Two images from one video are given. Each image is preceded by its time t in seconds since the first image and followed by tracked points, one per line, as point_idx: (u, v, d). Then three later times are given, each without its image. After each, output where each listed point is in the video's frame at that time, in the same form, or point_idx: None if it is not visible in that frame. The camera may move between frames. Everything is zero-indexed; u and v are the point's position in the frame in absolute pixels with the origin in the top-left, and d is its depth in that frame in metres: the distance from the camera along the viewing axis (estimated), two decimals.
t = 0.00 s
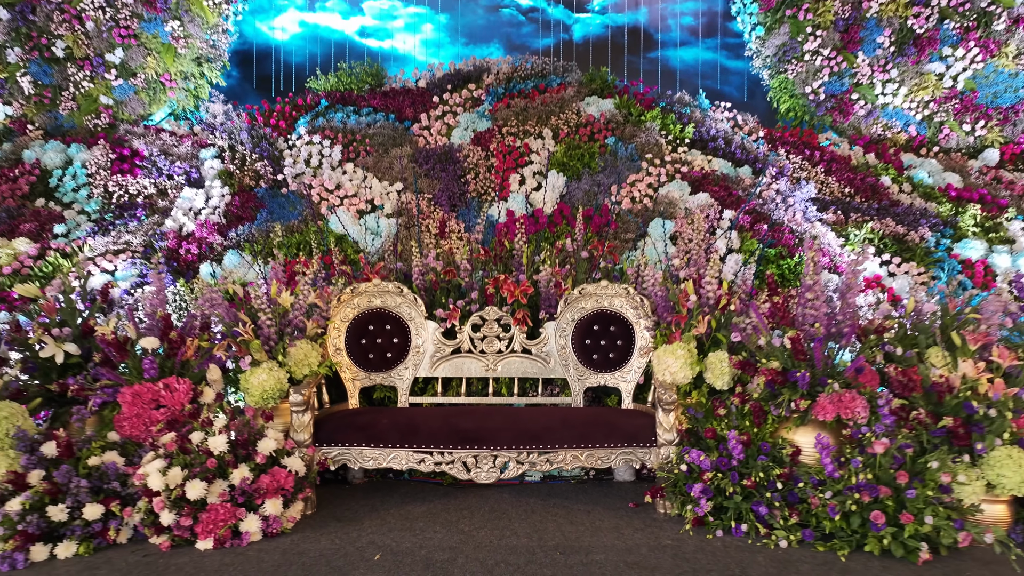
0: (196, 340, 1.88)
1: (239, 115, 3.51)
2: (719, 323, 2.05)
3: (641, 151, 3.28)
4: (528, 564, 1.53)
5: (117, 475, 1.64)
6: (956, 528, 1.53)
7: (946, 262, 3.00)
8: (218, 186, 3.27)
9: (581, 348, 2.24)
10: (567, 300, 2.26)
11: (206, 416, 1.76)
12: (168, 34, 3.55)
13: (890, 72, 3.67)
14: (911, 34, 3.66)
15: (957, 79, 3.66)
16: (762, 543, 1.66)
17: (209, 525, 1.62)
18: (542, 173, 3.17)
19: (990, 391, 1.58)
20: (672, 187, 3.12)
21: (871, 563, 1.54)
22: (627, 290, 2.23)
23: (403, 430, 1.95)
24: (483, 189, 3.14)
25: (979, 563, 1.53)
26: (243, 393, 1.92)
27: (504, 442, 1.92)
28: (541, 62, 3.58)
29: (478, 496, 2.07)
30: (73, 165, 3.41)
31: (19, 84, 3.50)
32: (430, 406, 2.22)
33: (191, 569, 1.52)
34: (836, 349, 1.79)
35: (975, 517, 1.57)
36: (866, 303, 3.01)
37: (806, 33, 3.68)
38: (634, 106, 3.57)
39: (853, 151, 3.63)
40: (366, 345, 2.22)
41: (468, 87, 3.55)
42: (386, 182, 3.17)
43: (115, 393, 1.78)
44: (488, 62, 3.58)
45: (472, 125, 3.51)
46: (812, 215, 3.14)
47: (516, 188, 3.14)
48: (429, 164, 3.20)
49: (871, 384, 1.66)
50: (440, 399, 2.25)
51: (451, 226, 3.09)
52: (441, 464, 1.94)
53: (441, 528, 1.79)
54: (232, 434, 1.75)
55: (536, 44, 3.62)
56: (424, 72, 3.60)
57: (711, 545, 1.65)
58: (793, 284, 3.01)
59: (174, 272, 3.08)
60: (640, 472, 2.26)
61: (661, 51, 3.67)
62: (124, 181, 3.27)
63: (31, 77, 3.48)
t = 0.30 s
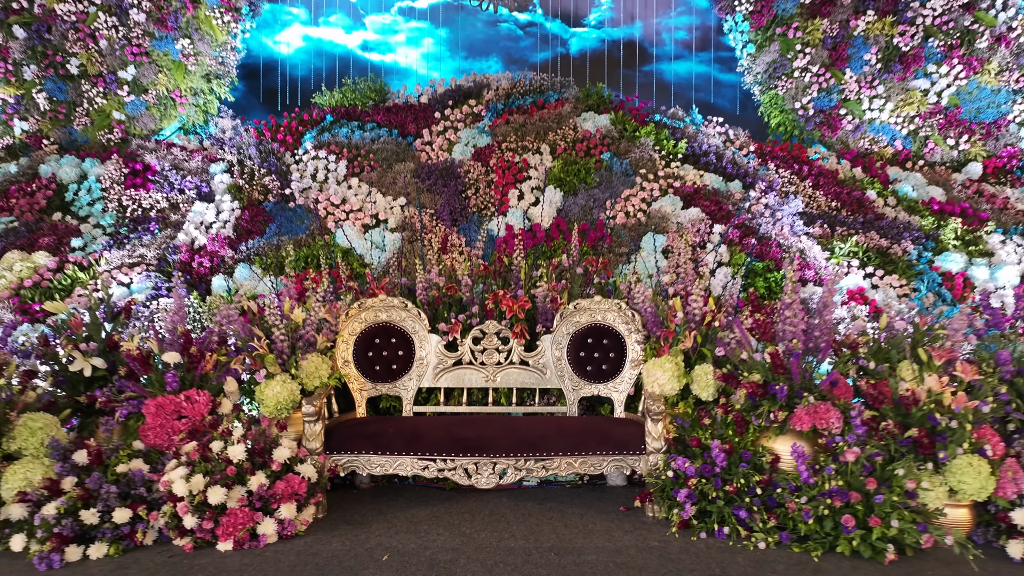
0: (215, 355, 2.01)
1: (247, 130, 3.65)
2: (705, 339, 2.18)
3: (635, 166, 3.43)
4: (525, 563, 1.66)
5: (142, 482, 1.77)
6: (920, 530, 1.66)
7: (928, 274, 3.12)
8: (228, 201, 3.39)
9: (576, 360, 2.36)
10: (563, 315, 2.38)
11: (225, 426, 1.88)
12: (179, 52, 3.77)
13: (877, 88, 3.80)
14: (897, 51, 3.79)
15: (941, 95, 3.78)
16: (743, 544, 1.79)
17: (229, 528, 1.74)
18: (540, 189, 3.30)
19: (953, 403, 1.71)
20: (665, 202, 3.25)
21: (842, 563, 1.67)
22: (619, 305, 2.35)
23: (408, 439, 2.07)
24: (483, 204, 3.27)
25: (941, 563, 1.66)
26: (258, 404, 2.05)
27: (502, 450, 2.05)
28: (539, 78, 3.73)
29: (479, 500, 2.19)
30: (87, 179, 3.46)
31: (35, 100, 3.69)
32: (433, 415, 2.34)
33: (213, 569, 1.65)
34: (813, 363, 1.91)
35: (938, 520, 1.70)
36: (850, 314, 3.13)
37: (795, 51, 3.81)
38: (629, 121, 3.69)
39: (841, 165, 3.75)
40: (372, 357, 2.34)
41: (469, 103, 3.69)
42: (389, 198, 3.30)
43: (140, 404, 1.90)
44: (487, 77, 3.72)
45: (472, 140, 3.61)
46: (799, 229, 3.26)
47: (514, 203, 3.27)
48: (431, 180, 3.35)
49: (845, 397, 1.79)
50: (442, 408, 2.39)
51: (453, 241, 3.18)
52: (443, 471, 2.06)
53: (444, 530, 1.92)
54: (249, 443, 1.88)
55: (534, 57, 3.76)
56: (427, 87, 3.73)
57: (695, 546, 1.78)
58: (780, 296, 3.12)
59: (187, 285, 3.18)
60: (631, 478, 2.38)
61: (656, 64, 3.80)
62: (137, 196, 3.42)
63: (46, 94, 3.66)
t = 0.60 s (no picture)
0: (231, 367, 2.13)
1: (255, 145, 3.79)
2: (690, 352, 2.31)
3: (629, 181, 3.58)
4: (521, 563, 1.79)
5: (165, 487, 1.90)
6: (886, 532, 1.79)
7: (909, 286, 3.25)
8: (237, 214, 3.52)
9: (570, 370, 2.49)
10: (557, 328, 2.53)
11: (242, 435, 2.01)
12: (189, 69, 3.91)
13: (864, 103, 3.93)
14: (883, 68, 3.93)
15: (926, 110, 3.91)
16: (724, 545, 1.92)
17: (246, 530, 1.88)
18: (537, 204, 3.44)
19: (918, 414, 1.84)
20: (657, 217, 3.38)
21: (815, 563, 1.80)
22: (611, 318, 2.50)
23: (412, 446, 2.21)
24: (483, 219, 3.41)
25: (906, 562, 1.79)
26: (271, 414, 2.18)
27: (501, 457, 2.18)
28: (536, 94, 3.90)
29: (478, 503, 2.33)
30: (101, 193, 3.61)
31: (50, 116, 3.82)
32: (435, 423, 2.47)
33: (233, 568, 1.78)
34: (792, 375, 2.04)
35: (905, 523, 1.83)
36: (834, 324, 3.25)
37: (784, 67, 3.95)
38: (623, 137, 3.81)
39: (828, 178, 3.85)
40: (377, 368, 2.47)
41: (469, 118, 3.86)
42: (393, 212, 3.44)
43: (161, 414, 2.04)
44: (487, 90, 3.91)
45: (472, 155, 3.74)
46: (786, 242, 3.40)
47: (513, 217, 3.41)
48: (432, 195, 3.50)
49: (820, 408, 1.91)
50: (444, 417, 2.52)
51: (454, 255, 3.30)
52: (445, 476, 2.19)
53: (446, 532, 2.05)
54: (264, 451, 2.01)
55: (530, 70, 3.95)
56: (428, 102, 3.92)
57: (679, 547, 1.91)
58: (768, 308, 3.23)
59: (199, 296, 3.30)
60: (623, 482, 2.52)
61: (651, 77, 3.96)
62: (150, 209, 3.56)
63: (61, 110, 3.80)
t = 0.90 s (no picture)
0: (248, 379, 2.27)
1: (264, 160, 3.94)
2: (679, 364, 2.46)
3: (625, 195, 3.72)
4: (521, 562, 1.93)
5: (189, 492, 2.04)
6: (858, 534, 1.93)
7: (892, 297, 3.39)
8: (248, 227, 3.66)
9: (567, 381, 2.63)
10: (555, 339, 2.67)
11: (259, 443, 2.13)
12: (200, 86, 4.05)
13: (851, 119, 4.07)
14: (870, 85, 4.06)
15: (911, 125, 4.05)
16: (709, 546, 2.06)
17: (265, 532, 2.02)
18: (536, 218, 3.58)
19: (888, 424, 1.99)
20: (651, 230, 3.52)
21: (793, 562, 1.94)
22: (605, 331, 2.64)
23: (418, 453, 2.35)
24: (484, 232, 3.55)
25: (877, 562, 1.94)
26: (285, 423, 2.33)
27: (501, 463, 2.32)
28: (535, 109, 4.04)
29: (480, 507, 2.47)
30: (116, 207, 3.75)
31: (66, 131, 3.96)
32: (440, 430, 2.63)
33: (253, 567, 1.92)
34: (773, 386, 2.18)
35: (877, 525, 1.97)
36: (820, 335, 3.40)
37: (775, 84, 4.09)
38: (619, 152, 3.94)
39: (817, 191, 3.99)
40: (385, 378, 2.62)
41: (470, 134, 4.00)
42: (397, 226, 3.58)
43: (184, 423, 2.18)
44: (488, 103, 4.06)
45: (474, 169, 3.88)
46: (775, 255, 3.53)
47: (512, 231, 3.54)
48: (435, 209, 3.64)
49: (799, 417, 2.05)
50: (448, 424, 2.67)
51: (456, 267, 3.45)
52: (449, 481, 2.34)
53: (450, 533, 2.19)
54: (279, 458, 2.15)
55: (528, 83, 4.09)
56: (430, 116, 4.06)
57: (667, 547, 2.05)
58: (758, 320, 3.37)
59: (213, 307, 3.44)
60: (616, 486, 2.67)
61: (646, 90, 4.10)
62: (163, 223, 3.70)
63: (77, 126, 3.93)
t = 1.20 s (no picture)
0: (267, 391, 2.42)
1: (274, 174, 4.08)
2: (671, 376, 2.61)
3: (622, 210, 3.86)
4: (522, 562, 2.08)
5: (213, 496, 2.19)
6: (836, 535, 2.08)
7: (877, 308, 3.55)
8: (259, 240, 3.80)
9: (565, 390, 2.78)
10: (554, 351, 2.82)
11: (278, 451, 2.28)
12: (212, 103, 4.20)
13: (841, 134, 4.22)
14: (858, 101, 4.21)
15: (898, 141, 4.20)
16: (698, 547, 2.21)
17: (284, 534, 2.16)
18: (537, 232, 3.73)
19: (863, 433, 2.14)
20: (647, 244, 3.67)
21: (775, 562, 2.09)
22: (602, 343, 2.79)
23: (426, 459, 2.50)
24: (486, 246, 3.69)
25: (853, 562, 2.08)
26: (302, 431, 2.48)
27: (504, 468, 2.47)
28: (536, 125, 4.19)
29: (484, 510, 2.62)
30: (132, 220, 3.89)
31: (83, 146, 4.09)
32: (446, 438, 2.79)
33: (274, 567, 2.07)
34: (759, 398, 2.33)
35: (854, 527, 2.12)
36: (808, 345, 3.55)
37: (767, 101, 4.24)
38: (616, 167, 4.09)
39: (807, 205, 4.14)
40: (394, 389, 2.78)
41: (472, 148, 4.14)
42: (403, 239, 3.73)
43: (207, 432, 2.33)
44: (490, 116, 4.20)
45: (476, 184, 4.03)
46: (766, 268, 3.68)
47: (514, 245, 3.69)
48: (440, 223, 3.79)
49: (783, 426, 2.19)
50: (453, 432, 2.82)
51: (460, 280, 3.61)
52: (455, 486, 2.49)
53: (457, 535, 2.34)
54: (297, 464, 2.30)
55: (528, 97, 4.24)
56: (434, 131, 4.20)
57: (659, 548, 2.20)
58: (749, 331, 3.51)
59: (227, 319, 3.59)
60: (612, 490, 2.82)
61: (643, 103, 4.25)
62: (178, 236, 3.84)
63: (93, 141, 4.07)
